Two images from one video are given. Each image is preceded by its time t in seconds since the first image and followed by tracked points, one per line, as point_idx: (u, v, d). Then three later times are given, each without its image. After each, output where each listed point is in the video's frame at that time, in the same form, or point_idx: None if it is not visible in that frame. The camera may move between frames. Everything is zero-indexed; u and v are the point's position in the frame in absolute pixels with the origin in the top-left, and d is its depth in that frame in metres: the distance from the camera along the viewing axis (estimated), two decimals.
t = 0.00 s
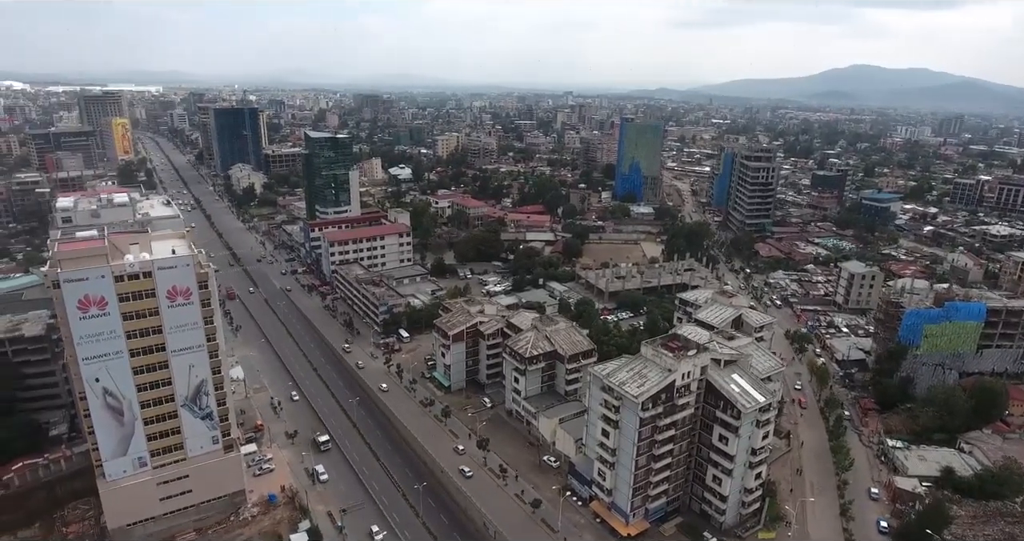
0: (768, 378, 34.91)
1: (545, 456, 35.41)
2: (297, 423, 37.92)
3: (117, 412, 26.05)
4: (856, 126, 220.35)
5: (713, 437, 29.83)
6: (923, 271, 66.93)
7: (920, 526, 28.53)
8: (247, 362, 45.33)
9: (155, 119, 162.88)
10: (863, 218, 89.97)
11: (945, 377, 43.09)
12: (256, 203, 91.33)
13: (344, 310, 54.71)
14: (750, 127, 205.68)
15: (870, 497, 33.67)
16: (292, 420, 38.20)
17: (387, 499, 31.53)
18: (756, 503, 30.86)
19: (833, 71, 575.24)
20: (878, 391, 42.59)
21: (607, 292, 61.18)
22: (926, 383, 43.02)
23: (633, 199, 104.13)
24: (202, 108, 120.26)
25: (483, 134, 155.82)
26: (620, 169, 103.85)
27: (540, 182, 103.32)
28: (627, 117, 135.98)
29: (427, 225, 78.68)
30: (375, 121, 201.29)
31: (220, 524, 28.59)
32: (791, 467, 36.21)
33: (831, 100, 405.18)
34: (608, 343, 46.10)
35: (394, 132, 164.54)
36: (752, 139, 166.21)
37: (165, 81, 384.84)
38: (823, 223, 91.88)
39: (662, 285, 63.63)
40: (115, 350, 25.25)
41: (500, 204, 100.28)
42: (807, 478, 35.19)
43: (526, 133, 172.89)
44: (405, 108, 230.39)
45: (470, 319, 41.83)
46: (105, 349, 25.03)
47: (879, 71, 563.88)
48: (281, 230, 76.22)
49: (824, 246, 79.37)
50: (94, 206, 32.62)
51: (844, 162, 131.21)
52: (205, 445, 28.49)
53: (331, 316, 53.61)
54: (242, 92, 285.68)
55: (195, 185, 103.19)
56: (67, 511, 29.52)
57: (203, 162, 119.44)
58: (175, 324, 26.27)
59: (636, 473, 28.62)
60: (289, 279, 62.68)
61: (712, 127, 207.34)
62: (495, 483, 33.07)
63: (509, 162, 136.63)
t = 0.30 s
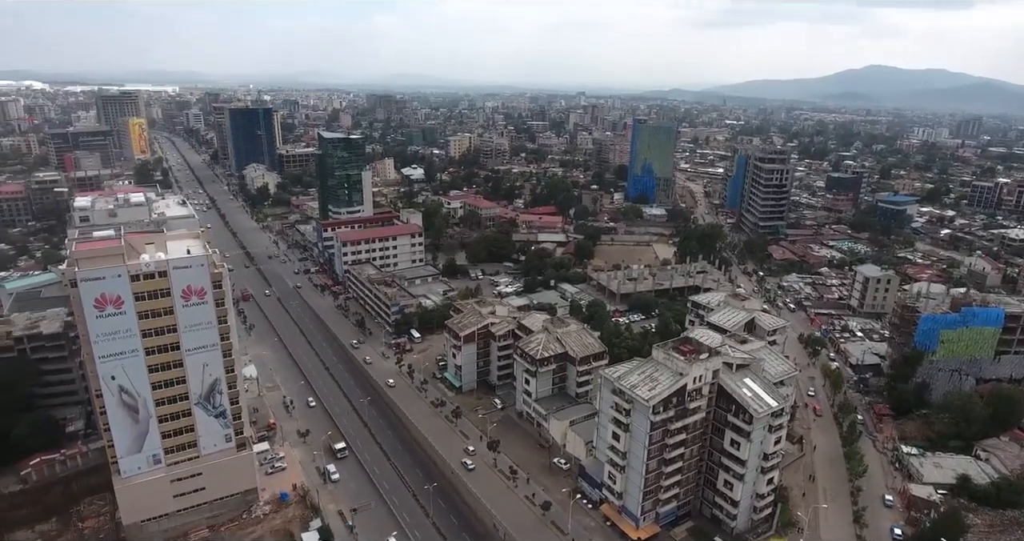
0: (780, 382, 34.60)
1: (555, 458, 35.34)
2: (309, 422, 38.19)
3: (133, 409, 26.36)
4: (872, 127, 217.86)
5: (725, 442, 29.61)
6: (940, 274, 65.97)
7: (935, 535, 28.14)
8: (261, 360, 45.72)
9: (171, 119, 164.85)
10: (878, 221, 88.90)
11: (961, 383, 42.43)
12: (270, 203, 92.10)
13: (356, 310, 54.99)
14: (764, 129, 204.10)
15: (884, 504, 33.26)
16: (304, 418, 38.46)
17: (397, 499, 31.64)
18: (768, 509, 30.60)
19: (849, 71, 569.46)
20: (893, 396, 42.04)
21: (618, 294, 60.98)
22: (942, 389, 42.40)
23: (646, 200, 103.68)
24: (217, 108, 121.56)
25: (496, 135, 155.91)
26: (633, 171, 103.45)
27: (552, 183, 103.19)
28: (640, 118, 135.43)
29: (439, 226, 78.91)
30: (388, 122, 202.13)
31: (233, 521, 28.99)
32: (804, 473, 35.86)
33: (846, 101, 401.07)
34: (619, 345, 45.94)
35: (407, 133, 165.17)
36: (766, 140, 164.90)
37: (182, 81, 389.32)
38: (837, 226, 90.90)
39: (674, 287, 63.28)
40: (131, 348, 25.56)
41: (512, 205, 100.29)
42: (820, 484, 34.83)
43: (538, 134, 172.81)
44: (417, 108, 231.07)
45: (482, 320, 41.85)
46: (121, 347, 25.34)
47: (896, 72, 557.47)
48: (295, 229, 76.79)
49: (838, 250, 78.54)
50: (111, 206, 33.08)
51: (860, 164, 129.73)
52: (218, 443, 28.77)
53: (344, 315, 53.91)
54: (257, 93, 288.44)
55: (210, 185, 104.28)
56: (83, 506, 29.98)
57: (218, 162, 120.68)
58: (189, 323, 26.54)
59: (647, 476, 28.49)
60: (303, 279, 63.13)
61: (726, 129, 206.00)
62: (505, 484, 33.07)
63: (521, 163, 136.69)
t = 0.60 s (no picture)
0: (798, 387, 34.12)
1: (569, 460, 35.23)
2: (324, 420, 38.49)
3: (152, 405, 26.76)
4: (893, 129, 214.36)
5: (740, 447, 29.29)
6: (962, 279, 64.68)
7: None
8: (278, 359, 46.21)
9: (192, 118, 167.29)
10: (899, 224, 87.45)
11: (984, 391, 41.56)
12: (288, 202, 93.09)
13: (372, 309, 55.34)
14: (784, 130, 201.79)
15: (903, 512, 32.68)
16: (320, 417, 38.80)
17: (411, 499, 31.75)
18: (784, 515, 30.21)
19: (871, 72, 561.46)
20: (913, 403, 41.32)
21: (634, 296, 60.66)
22: (964, 396, 41.54)
23: (663, 202, 103.00)
24: (237, 108, 123.13)
25: (512, 135, 156.06)
26: (650, 172, 102.84)
27: (568, 184, 102.93)
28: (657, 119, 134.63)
29: (454, 226, 79.17)
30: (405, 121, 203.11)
31: (250, 517, 29.46)
32: (821, 479, 35.34)
33: (867, 102, 395.94)
34: (634, 348, 45.70)
35: (424, 133, 165.87)
36: (785, 142, 163.04)
37: (203, 82, 395.10)
38: (857, 229, 89.65)
39: (690, 290, 62.83)
40: (151, 345, 25.95)
41: (528, 206, 100.27)
42: (837, 491, 34.31)
43: (555, 135, 172.50)
44: (434, 108, 231.99)
45: (497, 321, 41.85)
46: (141, 344, 25.73)
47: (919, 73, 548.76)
48: (312, 229, 77.51)
49: (858, 253, 77.38)
50: (134, 205, 33.69)
51: (881, 166, 127.74)
52: (235, 440, 29.10)
53: (360, 314, 54.28)
54: (277, 92, 291.75)
55: (230, 184, 105.66)
56: (104, 499, 30.53)
57: (238, 161, 122.22)
58: (207, 322, 26.88)
59: (661, 480, 28.28)
60: (320, 278, 63.68)
61: (745, 130, 204.03)
62: (519, 485, 33.03)
63: (537, 164, 136.62)
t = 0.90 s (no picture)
0: (822, 395, 33.46)
1: (587, 463, 35.05)
2: (345, 418, 38.86)
3: (178, 400, 27.26)
4: (924, 131, 209.46)
5: (762, 454, 28.84)
6: (995, 286, 62.85)
7: None
8: (300, 356, 46.81)
9: (220, 118, 170.40)
10: (929, 229, 85.36)
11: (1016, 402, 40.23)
12: (312, 201, 94.21)
13: (393, 308, 55.73)
14: (810, 131, 198.41)
15: (929, 524, 31.85)
16: (341, 414, 39.19)
17: (430, 498, 31.89)
18: (806, 524, 29.67)
19: (901, 73, 549.59)
20: (941, 412, 40.27)
21: (655, 298, 60.16)
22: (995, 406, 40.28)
23: (685, 204, 101.90)
24: (263, 108, 125.02)
25: (534, 136, 155.95)
26: (672, 174, 101.83)
27: (590, 185, 102.52)
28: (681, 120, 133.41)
29: (475, 227, 79.37)
30: (428, 121, 204.32)
31: (271, 512, 29.88)
32: (845, 488, 34.62)
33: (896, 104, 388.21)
34: (654, 351, 45.31)
35: (446, 133, 166.69)
36: (811, 144, 160.31)
37: (231, 82, 402.21)
38: (885, 233, 87.73)
39: (712, 293, 62.07)
40: (177, 342, 26.45)
41: (549, 207, 100.11)
42: (862, 500, 33.57)
43: (577, 135, 171.98)
44: (457, 108, 233.16)
45: (516, 322, 41.80)
46: (168, 340, 26.25)
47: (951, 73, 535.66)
48: (335, 228, 78.39)
49: (885, 258, 75.68)
50: (162, 203, 34.35)
51: (910, 169, 124.84)
52: (258, 436, 29.50)
53: (381, 313, 54.70)
54: (302, 92, 295.93)
55: (255, 183, 107.32)
56: (130, 491, 31.24)
57: (263, 160, 124.13)
58: (232, 319, 27.30)
59: (680, 486, 27.96)
60: (342, 277, 64.34)
61: (770, 131, 201.06)
62: (537, 487, 32.95)
63: (559, 165, 136.34)
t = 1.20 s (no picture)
0: (850, 403, 32.69)
1: (608, 466, 34.79)
2: (367, 415, 39.21)
3: (205, 395, 27.78)
4: (960, 134, 203.48)
5: (786, 461, 28.26)
6: None
7: None
8: (324, 353, 47.40)
9: (250, 118, 173.70)
10: (964, 235, 82.84)
11: None
12: (338, 200, 95.31)
13: (416, 308, 56.07)
14: (841, 134, 194.36)
15: (960, 538, 30.84)
16: (363, 412, 39.56)
17: (450, 497, 31.99)
18: (832, 535, 28.98)
19: (937, 74, 535.38)
20: (973, 423, 38.96)
21: (679, 302, 59.47)
22: None
23: (711, 207, 100.55)
24: (292, 108, 127.02)
25: (559, 136, 155.42)
26: (699, 176, 100.52)
27: (614, 186, 101.89)
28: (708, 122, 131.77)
29: (499, 227, 79.46)
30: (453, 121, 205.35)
31: (295, 507, 30.30)
32: (873, 499, 33.74)
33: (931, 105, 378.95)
34: (676, 355, 44.75)
35: (471, 133, 167.37)
36: (842, 146, 156.98)
37: (262, 82, 409.83)
38: (917, 238, 85.38)
39: (737, 297, 61.05)
40: (206, 337, 26.96)
41: (573, 209, 99.77)
42: (890, 512, 32.66)
43: (602, 136, 171.14)
44: (482, 108, 233.95)
45: (539, 323, 41.70)
46: (197, 336, 26.76)
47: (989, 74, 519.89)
48: (361, 227, 79.28)
49: (918, 264, 73.65)
50: (194, 202, 35.07)
51: (946, 173, 121.34)
52: (282, 432, 29.93)
53: (404, 313, 55.07)
54: (330, 93, 300.22)
55: (283, 182, 109.03)
56: (158, 483, 32.01)
57: (291, 160, 126.14)
58: (260, 316, 27.74)
59: (702, 492, 27.56)
60: (366, 275, 64.99)
61: (800, 133, 197.50)
62: (557, 489, 32.81)
63: (583, 166, 135.86)
